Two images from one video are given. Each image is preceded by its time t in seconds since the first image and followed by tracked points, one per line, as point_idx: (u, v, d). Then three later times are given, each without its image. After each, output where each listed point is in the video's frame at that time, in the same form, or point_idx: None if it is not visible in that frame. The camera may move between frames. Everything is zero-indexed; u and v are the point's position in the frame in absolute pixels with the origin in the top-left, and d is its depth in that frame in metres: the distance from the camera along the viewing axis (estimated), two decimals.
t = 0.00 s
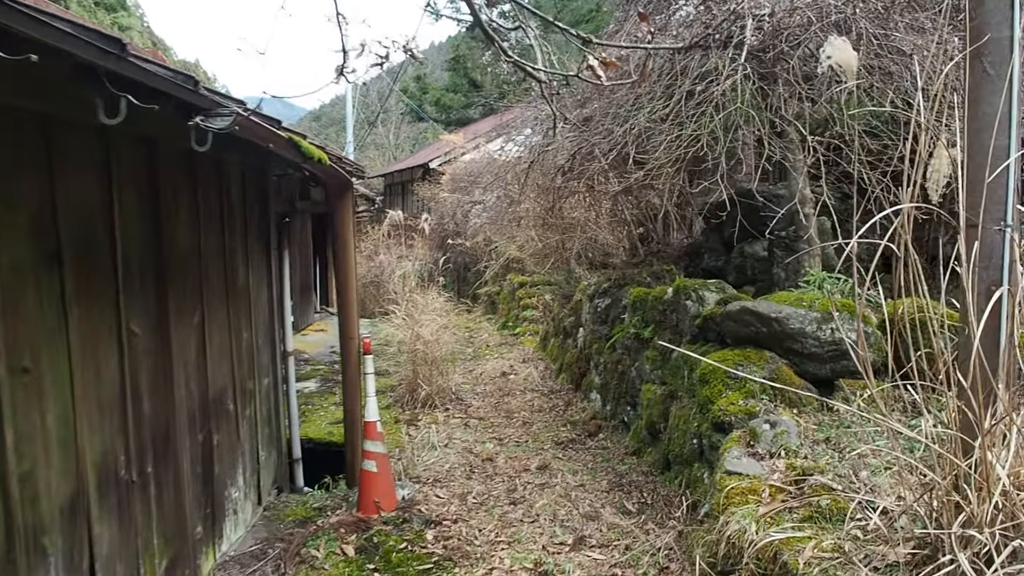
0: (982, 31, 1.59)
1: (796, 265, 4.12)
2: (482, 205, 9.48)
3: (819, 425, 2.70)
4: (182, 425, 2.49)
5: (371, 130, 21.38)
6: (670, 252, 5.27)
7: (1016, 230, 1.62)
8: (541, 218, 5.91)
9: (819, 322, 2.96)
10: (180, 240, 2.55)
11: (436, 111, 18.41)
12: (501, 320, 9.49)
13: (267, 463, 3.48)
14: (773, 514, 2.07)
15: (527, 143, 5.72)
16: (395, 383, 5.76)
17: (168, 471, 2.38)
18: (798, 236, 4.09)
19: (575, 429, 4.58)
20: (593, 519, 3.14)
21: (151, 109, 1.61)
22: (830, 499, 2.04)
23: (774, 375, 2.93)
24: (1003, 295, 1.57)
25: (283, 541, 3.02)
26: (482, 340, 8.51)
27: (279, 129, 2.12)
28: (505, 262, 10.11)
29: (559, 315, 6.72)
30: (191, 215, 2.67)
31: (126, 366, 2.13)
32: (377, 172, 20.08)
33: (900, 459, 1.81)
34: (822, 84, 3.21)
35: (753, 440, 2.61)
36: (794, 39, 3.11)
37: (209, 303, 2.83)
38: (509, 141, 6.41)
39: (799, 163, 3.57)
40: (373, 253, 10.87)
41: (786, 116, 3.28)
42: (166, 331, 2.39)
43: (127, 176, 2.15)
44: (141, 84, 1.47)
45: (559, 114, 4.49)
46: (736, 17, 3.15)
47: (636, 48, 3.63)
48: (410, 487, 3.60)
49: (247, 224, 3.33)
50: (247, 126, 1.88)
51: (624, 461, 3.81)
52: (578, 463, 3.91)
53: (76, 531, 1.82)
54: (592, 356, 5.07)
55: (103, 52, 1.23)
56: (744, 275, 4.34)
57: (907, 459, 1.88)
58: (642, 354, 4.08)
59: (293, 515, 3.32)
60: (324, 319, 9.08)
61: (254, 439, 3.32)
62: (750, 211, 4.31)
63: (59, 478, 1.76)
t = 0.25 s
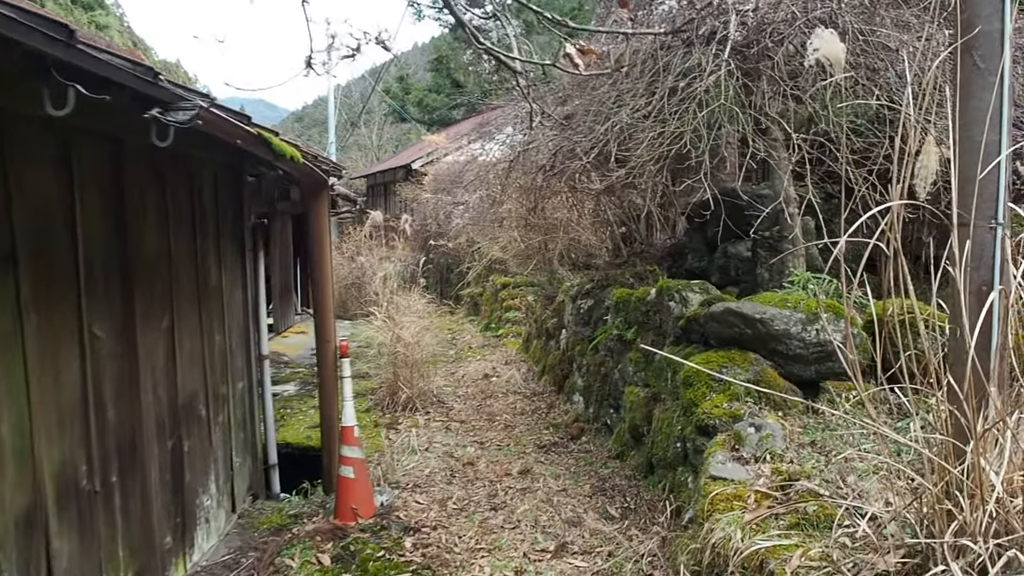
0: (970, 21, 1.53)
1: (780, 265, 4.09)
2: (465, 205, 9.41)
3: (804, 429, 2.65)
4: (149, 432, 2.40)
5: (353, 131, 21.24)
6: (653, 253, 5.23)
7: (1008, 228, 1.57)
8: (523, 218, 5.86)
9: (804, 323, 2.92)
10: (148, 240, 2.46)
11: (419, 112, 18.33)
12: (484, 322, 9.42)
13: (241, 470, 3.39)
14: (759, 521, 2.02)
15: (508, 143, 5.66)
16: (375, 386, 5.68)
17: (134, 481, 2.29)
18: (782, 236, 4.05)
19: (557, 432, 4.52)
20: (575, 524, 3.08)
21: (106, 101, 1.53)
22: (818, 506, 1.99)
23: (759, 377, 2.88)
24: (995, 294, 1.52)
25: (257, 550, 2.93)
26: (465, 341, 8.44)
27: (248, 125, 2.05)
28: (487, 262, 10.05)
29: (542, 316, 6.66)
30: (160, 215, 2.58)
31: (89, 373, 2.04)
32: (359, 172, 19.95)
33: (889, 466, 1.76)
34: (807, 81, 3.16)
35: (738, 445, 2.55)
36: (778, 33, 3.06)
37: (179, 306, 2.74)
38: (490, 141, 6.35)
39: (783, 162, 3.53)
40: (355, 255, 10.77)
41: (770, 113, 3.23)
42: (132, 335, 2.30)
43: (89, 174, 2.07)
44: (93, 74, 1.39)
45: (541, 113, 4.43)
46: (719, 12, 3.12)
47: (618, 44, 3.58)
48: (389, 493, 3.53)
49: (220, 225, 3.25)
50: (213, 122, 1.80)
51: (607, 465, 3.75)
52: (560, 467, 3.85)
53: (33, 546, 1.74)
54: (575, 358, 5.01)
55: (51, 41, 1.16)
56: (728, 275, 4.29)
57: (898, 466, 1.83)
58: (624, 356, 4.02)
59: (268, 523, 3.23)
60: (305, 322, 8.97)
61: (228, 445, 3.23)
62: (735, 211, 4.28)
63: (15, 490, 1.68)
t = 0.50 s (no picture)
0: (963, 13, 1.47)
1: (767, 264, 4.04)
2: (451, 205, 9.34)
3: (792, 432, 2.59)
4: (116, 441, 2.32)
5: (340, 131, 21.12)
6: (639, 252, 5.17)
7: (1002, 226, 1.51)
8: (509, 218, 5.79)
9: (791, 324, 2.86)
10: (114, 242, 2.37)
11: (406, 112, 18.23)
12: (471, 322, 9.35)
13: (217, 477, 3.31)
14: (745, 529, 1.95)
15: (493, 141, 5.59)
16: (359, 389, 5.59)
17: (99, 492, 2.20)
18: (769, 235, 4.00)
19: (543, 435, 4.46)
20: (559, 531, 3.01)
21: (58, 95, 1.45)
22: (806, 513, 1.93)
23: (746, 379, 2.82)
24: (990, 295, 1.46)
25: (231, 560, 2.85)
26: (451, 342, 8.36)
27: (215, 122, 1.97)
28: (474, 262, 9.97)
29: (528, 317, 6.59)
30: (128, 216, 2.49)
31: (49, 381, 1.95)
32: (346, 172, 19.83)
33: (880, 472, 1.70)
34: (793, 75, 3.12)
35: (724, 449, 2.49)
36: (764, 27, 3.02)
37: (150, 309, 2.66)
38: (475, 140, 6.28)
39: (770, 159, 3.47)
40: (341, 255, 10.68)
41: (756, 109, 3.18)
42: (96, 341, 2.21)
43: (49, 173, 1.98)
44: (41, 65, 1.31)
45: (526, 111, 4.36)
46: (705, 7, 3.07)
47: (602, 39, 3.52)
48: (369, 499, 3.45)
49: (195, 226, 3.16)
50: (176, 119, 1.73)
51: (593, 468, 3.69)
52: (545, 471, 3.78)
53: None
54: (561, 359, 4.94)
55: None
56: (715, 275, 4.24)
57: (888, 472, 1.77)
58: (610, 357, 3.96)
59: (244, 531, 3.15)
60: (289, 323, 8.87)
61: (202, 452, 3.14)
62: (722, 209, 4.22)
63: None
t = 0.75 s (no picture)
0: None
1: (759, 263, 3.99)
2: (442, 204, 9.26)
3: (786, 436, 2.52)
4: (87, 448, 2.24)
5: (332, 130, 21.02)
6: (631, 251, 5.10)
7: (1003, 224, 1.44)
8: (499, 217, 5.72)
9: (784, 324, 2.79)
10: (84, 243, 2.29)
11: (397, 110, 18.15)
12: (463, 322, 9.28)
13: (197, 483, 3.23)
14: (737, 539, 1.88)
15: (483, 139, 5.52)
16: (347, 391, 5.52)
17: (68, 502, 2.12)
18: (761, 234, 3.95)
19: (533, 437, 4.39)
20: (548, 537, 2.94)
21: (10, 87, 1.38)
22: (800, 522, 1.86)
23: (738, 382, 2.75)
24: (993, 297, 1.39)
25: (210, 569, 2.77)
26: (442, 342, 8.28)
27: (183, 119, 1.89)
28: (466, 262, 9.90)
29: (520, 317, 6.53)
30: (99, 216, 2.41)
31: (12, 387, 1.87)
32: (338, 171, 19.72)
33: (877, 480, 1.63)
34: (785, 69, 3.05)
35: (716, 454, 2.42)
36: (754, 19, 2.95)
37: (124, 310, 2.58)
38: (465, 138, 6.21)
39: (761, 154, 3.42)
40: (331, 255, 10.59)
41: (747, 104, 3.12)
42: (64, 345, 2.13)
43: (11, 172, 1.90)
44: None
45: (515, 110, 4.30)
46: None
47: (590, 33, 3.46)
48: (354, 504, 3.37)
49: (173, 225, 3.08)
50: (141, 114, 1.65)
51: (583, 472, 3.62)
52: (535, 475, 3.71)
53: None
54: (551, 360, 4.88)
55: None
56: (706, 275, 4.17)
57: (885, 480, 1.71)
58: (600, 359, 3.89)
59: (225, 538, 3.07)
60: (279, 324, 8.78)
61: (182, 457, 3.06)
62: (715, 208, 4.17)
63: None
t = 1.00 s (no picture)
0: None
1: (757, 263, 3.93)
2: (438, 204, 9.20)
3: (786, 439, 2.46)
4: (65, 453, 2.17)
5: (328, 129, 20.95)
6: (627, 251, 5.04)
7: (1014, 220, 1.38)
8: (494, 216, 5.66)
9: (784, 325, 2.73)
10: (63, 242, 2.22)
11: (394, 110, 18.08)
12: (458, 322, 9.21)
13: (184, 487, 3.16)
14: (736, 547, 1.82)
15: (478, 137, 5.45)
16: (340, 392, 5.45)
17: (45, 509, 2.05)
18: (759, 233, 3.88)
19: (528, 439, 4.32)
20: (542, 542, 2.87)
21: None
22: (801, 530, 1.80)
23: (737, 384, 2.69)
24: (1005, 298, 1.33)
25: None
26: (438, 343, 8.21)
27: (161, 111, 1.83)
28: (462, 262, 9.84)
29: (515, 317, 6.46)
30: (80, 214, 2.34)
31: None
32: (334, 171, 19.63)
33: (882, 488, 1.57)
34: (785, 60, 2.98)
35: (714, 457, 2.36)
36: (752, 11, 2.89)
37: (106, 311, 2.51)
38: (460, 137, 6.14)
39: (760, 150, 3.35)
40: (326, 255, 10.52)
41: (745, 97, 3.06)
42: (41, 346, 2.06)
43: None
44: None
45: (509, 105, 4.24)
46: None
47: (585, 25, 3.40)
48: (345, 509, 3.30)
49: (159, 223, 3.01)
50: (115, 106, 1.59)
51: (579, 475, 3.55)
52: (529, 478, 3.64)
53: None
54: (547, 361, 4.81)
55: None
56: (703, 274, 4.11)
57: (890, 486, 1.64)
58: (596, 359, 3.83)
59: (212, 544, 3.00)
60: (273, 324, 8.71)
61: (167, 461, 2.99)
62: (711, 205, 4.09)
63: None
